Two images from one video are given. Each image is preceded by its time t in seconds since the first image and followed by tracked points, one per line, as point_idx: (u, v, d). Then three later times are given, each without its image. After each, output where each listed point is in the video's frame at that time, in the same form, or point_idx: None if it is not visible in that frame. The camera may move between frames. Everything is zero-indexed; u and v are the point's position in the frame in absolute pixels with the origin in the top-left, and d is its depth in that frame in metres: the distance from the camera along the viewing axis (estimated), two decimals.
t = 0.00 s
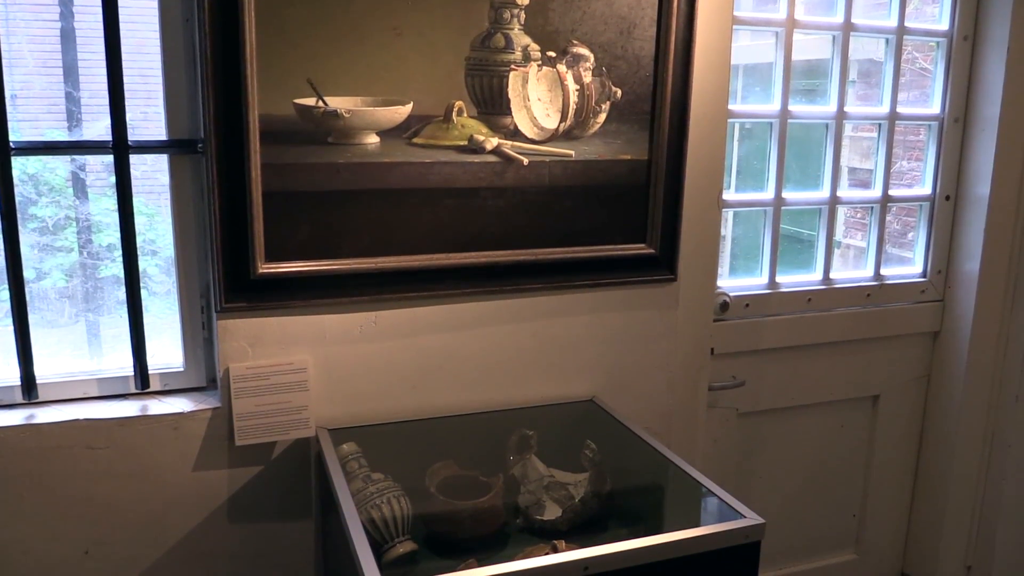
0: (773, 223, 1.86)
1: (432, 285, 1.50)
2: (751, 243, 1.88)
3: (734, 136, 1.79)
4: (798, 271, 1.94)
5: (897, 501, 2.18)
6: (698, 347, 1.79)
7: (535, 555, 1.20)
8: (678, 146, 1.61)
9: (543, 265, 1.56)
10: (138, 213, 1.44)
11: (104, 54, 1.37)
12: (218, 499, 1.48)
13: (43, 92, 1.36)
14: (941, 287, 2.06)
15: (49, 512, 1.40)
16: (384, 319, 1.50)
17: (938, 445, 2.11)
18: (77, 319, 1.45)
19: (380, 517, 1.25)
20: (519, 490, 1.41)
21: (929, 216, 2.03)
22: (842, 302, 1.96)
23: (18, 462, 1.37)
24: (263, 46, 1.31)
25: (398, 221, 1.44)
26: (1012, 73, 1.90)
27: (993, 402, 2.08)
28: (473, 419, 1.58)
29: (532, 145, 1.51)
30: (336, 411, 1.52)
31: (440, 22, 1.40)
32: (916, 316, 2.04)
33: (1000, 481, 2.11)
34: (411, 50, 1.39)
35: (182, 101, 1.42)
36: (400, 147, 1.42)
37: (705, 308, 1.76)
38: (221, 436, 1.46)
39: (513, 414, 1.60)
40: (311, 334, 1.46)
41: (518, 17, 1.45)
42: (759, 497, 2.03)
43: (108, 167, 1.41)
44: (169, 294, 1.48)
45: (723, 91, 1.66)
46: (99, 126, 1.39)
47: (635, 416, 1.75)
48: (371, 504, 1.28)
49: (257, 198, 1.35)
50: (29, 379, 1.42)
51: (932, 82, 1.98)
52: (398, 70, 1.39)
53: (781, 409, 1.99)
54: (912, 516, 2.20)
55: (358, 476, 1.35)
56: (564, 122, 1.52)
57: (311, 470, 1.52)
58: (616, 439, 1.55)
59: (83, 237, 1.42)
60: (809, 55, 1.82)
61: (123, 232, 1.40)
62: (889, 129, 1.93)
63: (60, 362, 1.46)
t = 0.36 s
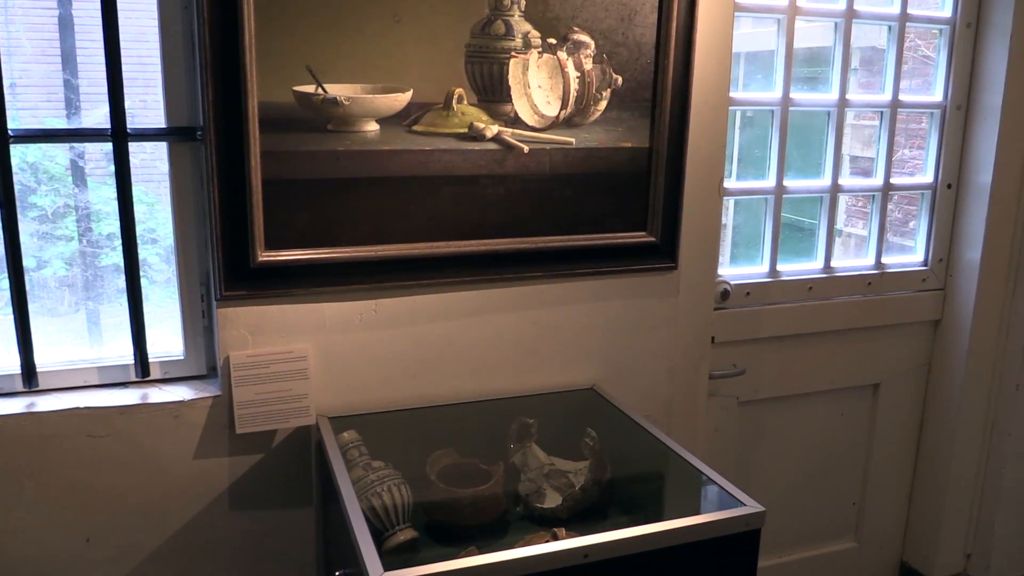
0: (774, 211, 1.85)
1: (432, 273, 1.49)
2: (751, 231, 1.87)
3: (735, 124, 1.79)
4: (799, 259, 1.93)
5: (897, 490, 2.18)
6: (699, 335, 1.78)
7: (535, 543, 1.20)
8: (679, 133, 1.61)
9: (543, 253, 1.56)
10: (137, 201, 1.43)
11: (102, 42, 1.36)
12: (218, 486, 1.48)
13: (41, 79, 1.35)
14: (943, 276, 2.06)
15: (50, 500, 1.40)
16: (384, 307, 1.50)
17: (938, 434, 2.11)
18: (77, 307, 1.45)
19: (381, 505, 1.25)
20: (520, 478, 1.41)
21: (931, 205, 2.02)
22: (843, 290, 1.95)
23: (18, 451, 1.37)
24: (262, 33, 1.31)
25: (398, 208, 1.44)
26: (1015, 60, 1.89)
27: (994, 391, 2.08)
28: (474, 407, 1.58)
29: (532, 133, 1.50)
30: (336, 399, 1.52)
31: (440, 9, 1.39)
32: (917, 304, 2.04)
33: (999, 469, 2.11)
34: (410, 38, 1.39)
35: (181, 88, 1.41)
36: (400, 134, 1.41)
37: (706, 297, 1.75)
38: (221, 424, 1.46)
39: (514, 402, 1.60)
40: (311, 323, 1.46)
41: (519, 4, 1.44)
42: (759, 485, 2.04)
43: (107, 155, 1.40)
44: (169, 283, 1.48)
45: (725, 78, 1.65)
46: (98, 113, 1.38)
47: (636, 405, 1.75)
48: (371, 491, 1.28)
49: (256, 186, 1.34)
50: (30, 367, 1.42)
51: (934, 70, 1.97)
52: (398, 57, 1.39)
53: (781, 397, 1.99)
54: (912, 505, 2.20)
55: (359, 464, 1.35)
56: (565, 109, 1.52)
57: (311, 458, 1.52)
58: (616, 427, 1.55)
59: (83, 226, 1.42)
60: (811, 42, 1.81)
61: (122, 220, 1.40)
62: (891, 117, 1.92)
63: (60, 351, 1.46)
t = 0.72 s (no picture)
0: (776, 200, 1.85)
1: (432, 262, 1.49)
2: (753, 220, 1.87)
3: (737, 113, 1.78)
4: (800, 249, 1.93)
5: (898, 480, 2.18)
6: (700, 324, 1.78)
7: (535, 532, 1.20)
8: (681, 122, 1.60)
9: (544, 242, 1.56)
10: (138, 190, 1.43)
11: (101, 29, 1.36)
12: (220, 475, 1.49)
13: (40, 67, 1.34)
14: (944, 266, 2.05)
15: (51, 489, 1.41)
16: (385, 296, 1.50)
17: (939, 424, 2.11)
18: (77, 296, 1.45)
19: (381, 493, 1.25)
20: (520, 467, 1.41)
21: (933, 194, 2.02)
22: (844, 280, 1.95)
23: (20, 439, 1.38)
24: (262, 21, 1.30)
25: (398, 197, 1.44)
26: (1019, 49, 1.88)
27: (994, 380, 2.08)
28: (475, 396, 1.58)
29: (534, 122, 1.50)
30: (337, 388, 1.52)
31: None
32: (919, 294, 2.03)
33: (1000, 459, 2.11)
34: (411, 26, 1.38)
35: (181, 77, 1.40)
36: (401, 123, 1.41)
37: (707, 286, 1.75)
38: (222, 413, 1.46)
39: (514, 391, 1.60)
40: (313, 312, 1.46)
41: None
42: (759, 475, 2.04)
43: (107, 143, 1.40)
44: (169, 272, 1.48)
45: (727, 66, 1.64)
46: (98, 102, 1.38)
47: (637, 394, 1.75)
48: (372, 480, 1.28)
49: (256, 175, 1.34)
50: (30, 356, 1.42)
51: (937, 59, 1.96)
52: (398, 46, 1.38)
53: (782, 387, 1.99)
54: (912, 495, 2.20)
55: (359, 453, 1.35)
56: (566, 98, 1.51)
57: (313, 448, 1.53)
58: (616, 417, 1.55)
59: (83, 214, 1.42)
60: (814, 31, 1.80)
61: (123, 209, 1.40)
62: (894, 106, 1.91)
63: (61, 339, 1.46)
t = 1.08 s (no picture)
0: (778, 191, 1.84)
1: (434, 252, 1.49)
2: (755, 211, 1.86)
3: (739, 103, 1.78)
4: (802, 240, 1.93)
5: (899, 470, 2.18)
6: (701, 315, 1.78)
7: (536, 521, 1.20)
8: (683, 112, 1.60)
9: (545, 232, 1.55)
10: (138, 179, 1.43)
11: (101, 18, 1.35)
12: (221, 465, 1.49)
13: (40, 56, 1.34)
14: (946, 257, 2.05)
15: (53, 479, 1.41)
16: (387, 286, 1.50)
17: (940, 415, 2.11)
18: (78, 286, 1.45)
19: (383, 483, 1.25)
20: (522, 457, 1.41)
21: (936, 185, 2.01)
22: (846, 271, 1.95)
23: (21, 429, 1.38)
24: (263, 10, 1.30)
25: (400, 187, 1.43)
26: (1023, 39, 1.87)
27: (996, 372, 2.07)
28: (476, 386, 1.58)
29: (535, 111, 1.49)
30: (338, 378, 1.52)
31: None
32: (921, 285, 2.03)
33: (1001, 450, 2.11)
34: (412, 15, 1.38)
35: (182, 66, 1.40)
36: (402, 112, 1.40)
37: (709, 276, 1.75)
38: (224, 402, 1.46)
39: (516, 382, 1.60)
40: (314, 301, 1.46)
41: None
42: (760, 465, 2.04)
43: (108, 132, 1.39)
44: (170, 261, 1.48)
45: (729, 56, 1.64)
46: (98, 91, 1.37)
47: (638, 384, 1.75)
48: (374, 470, 1.28)
49: (257, 164, 1.34)
50: (32, 346, 1.42)
51: (941, 49, 1.95)
52: (399, 35, 1.38)
53: (783, 378, 1.99)
54: (913, 486, 2.20)
55: (361, 443, 1.35)
56: (568, 87, 1.50)
57: (314, 438, 1.53)
58: (617, 407, 1.55)
59: (84, 204, 1.41)
60: (817, 21, 1.79)
61: (124, 198, 1.40)
62: (897, 97, 1.90)
63: (62, 329, 1.46)
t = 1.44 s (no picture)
0: (780, 181, 1.84)
1: (435, 242, 1.49)
2: (758, 201, 1.86)
3: (742, 93, 1.77)
4: (804, 231, 1.92)
5: (900, 461, 2.18)
6: (703, 306, 1.78)
7: (537, 511, 1.20)
8: (686, 102, 1.59)
9: (547, 222, 1.55)
10: (139, 169, 1.42)
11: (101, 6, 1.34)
12: (223, 454, 1.49)
13: (40, 45, 1.33)
14: (949, 248, 2.04)
15: (55, 468, 1.41)
16: (388, 276, 1.49)
17: (941, 407, 2.11)
18: (80, 276, 1.45)
19: (384, 473, 1.25)
20: (523, 447, 1.41)
21: (939, 175, 2.00)
22: (848, 262, 1.94)
23: (23, 419, 1.38)
24: None
25: (401, 177, 1.43)
26: None
27: (999, 363, 2.07)
28: (477, 377, 1.58)
29: (537, 101, 1.49)
30: (340, 368, 1.52)
31: None
32: (923, 276, 2.02)
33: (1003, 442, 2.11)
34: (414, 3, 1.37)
35: (182, 55, 1.39)
36: (404, 101, 1.40)
37: (711, 267, 1.74)
38: (225, 392, 1.46)
39: (517, 372, 1.60)
40: (315, 291, 1.46)
41: None
42: (761, 456, 2.04)
43: (108, 121, 1.39)
44: (171, 251, 1.48)
45: (732, 45, 1.63)
46: (99, 80, 1.37)
47: (639, 375, 1.75)
48: (376, 459, 1.28)
49: (258, 154, 1.33)
50: (33, 336, 1.42)
51: (945, 39, 1.94)
52: (401, 23, 1.37)
53: (785, 369, 1.99)
54: (914, 477, 2.20)
55: (362, 433, 1.35)
56: (570, 77, 1.50)
57: (316, 428, 1.53)
58: (619, 398, 1.55)
59: (85, 193, 1.41)
60: (820, 11, 1.78)
61: (125, 188, 1.39)
62: (900, 87, 1.89)
63: (63, 319, 1.46)
